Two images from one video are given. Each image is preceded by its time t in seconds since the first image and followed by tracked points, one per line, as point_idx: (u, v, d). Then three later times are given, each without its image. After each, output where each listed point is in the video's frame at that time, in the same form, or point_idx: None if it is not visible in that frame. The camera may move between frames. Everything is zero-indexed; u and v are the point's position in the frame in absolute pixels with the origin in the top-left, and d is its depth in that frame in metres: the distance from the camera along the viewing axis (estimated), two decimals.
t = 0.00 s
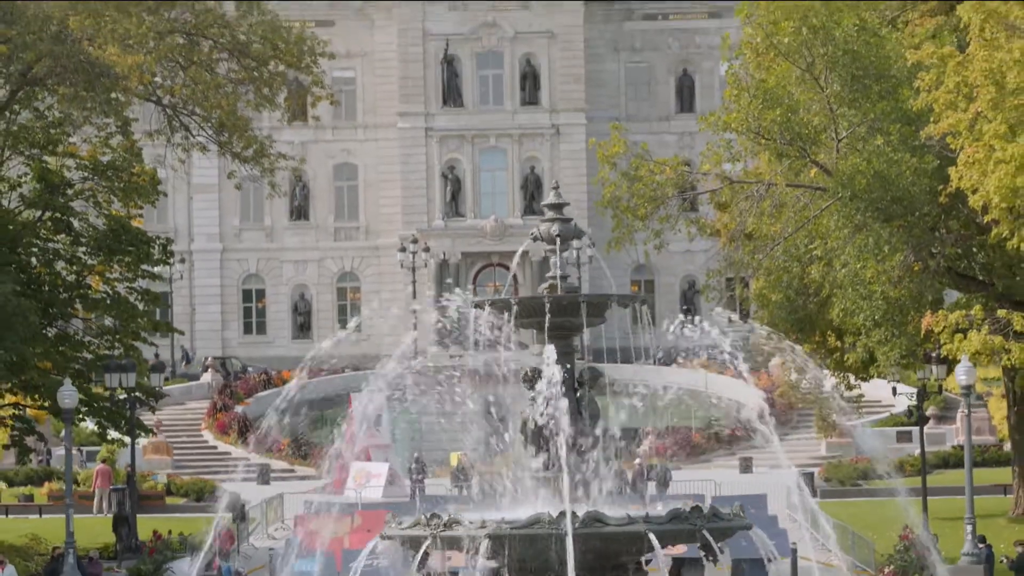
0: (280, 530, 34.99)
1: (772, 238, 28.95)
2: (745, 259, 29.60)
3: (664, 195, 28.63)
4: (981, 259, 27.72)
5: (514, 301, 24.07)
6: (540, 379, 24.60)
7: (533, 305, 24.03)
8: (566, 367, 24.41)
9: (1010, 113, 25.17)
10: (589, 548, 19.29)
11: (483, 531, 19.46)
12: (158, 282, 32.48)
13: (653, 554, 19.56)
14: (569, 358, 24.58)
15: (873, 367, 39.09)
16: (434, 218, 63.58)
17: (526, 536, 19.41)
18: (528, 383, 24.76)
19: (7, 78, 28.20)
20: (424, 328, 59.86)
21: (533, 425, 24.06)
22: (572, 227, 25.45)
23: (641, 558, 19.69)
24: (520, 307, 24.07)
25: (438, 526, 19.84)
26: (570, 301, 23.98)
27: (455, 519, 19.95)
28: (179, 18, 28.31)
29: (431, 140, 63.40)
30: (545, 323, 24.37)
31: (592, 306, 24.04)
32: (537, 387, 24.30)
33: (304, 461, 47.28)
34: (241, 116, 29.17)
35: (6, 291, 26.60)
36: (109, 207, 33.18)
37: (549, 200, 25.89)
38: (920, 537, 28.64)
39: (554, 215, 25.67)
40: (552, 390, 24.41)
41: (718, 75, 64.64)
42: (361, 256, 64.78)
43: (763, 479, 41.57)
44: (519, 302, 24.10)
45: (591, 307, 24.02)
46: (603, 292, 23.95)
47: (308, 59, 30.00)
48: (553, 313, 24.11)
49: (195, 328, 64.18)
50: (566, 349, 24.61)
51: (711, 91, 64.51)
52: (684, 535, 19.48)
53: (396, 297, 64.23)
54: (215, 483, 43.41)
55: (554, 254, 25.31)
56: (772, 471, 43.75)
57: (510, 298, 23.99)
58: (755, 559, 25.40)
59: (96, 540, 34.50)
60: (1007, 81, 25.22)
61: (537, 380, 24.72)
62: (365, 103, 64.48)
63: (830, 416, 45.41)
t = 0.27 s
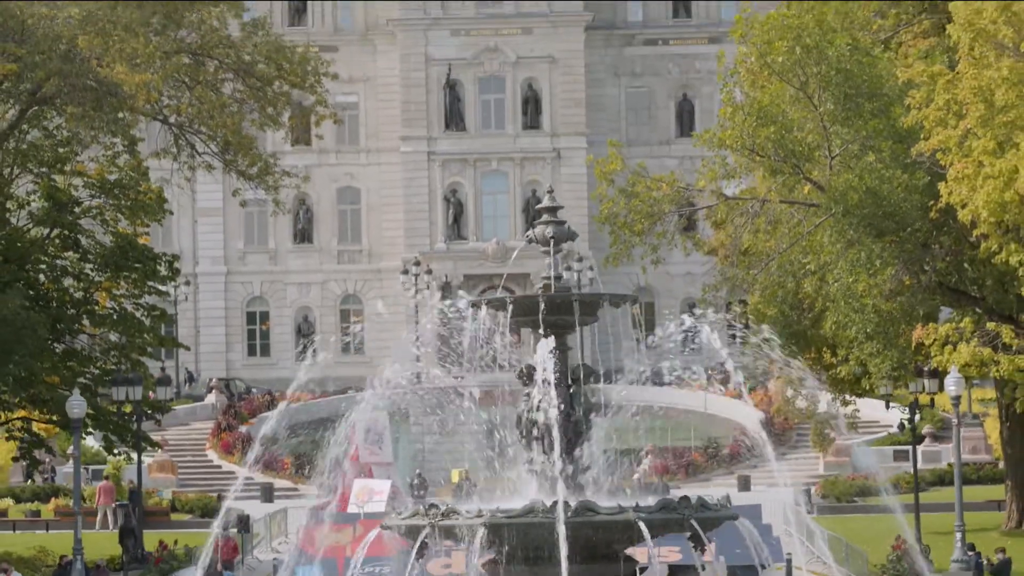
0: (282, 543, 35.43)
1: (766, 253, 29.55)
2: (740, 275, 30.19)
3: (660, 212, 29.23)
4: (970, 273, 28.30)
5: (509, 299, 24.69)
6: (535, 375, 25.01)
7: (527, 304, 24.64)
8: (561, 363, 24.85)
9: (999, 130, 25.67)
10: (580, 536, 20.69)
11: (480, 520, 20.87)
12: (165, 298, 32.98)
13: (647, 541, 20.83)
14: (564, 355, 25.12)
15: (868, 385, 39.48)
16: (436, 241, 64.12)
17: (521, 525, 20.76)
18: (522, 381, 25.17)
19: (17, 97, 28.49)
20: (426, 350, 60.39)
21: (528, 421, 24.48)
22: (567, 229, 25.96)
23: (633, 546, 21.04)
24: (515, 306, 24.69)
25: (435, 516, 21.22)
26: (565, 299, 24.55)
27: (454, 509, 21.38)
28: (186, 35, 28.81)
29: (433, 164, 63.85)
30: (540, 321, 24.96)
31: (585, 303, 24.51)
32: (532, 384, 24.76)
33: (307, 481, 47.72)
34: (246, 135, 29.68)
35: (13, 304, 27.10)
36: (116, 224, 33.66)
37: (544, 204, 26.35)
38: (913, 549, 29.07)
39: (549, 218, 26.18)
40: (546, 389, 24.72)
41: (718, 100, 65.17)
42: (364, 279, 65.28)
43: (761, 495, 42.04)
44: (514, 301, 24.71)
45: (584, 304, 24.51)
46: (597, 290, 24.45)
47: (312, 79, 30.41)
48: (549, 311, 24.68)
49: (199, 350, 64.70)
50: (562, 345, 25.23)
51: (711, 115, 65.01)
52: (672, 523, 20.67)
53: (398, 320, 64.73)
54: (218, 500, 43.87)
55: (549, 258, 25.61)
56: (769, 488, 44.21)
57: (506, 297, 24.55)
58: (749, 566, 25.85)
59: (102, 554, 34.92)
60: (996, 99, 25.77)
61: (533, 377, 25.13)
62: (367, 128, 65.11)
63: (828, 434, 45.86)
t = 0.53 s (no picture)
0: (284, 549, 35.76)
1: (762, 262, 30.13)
2: (736, 285, 30.77)
3: (658, 223, 29.81)
4: (962, 283, 28.85)
5: (506, 295, 25.56)
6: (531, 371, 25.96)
7: (526, 301, 25.54)
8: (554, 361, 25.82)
9: (990, 142, 26.16)
10: (574, 527, 21.00)
11: (477, 511, 21.18)
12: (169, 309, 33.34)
13: (639, 531, 21.13)
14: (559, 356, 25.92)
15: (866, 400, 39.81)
16: (438, 257, 64.59)
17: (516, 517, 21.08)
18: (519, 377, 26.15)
19: (24, 110, 28.59)
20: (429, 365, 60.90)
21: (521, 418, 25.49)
22: (562, 230, 26.70)
23: (624, 536, 21.38)
24: (512, 302, 25.57)
25: (434, 508, 21.43)
26: (560, 299, 25.50)
27: (452, 501, 21.56)
28: (190, 51, 29.30)
29: (435, 181, 64.48)
30: (535, 319, 25.82)
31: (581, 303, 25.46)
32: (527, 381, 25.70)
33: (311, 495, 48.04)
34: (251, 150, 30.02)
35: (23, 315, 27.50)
36: (123, 234, 34.05)
37: (540, 206, 27.06)
38: (906, 555, 29.48)
39: (545, 219, 26.90)
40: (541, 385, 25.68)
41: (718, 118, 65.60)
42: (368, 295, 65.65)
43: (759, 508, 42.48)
44: (512, 298, 25.56)
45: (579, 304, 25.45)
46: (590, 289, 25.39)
47: (314, 93, 30.76)
48: (544, 309, 25.57)
49: (203, 366, 65.17)
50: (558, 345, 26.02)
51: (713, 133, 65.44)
52: (664, 516, 20.95)
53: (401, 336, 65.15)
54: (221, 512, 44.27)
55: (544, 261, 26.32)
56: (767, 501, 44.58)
57: (501, 295, 25.50)
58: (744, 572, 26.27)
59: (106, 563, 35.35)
60: (987, 111, 26.15)
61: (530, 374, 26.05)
62: (371, 145, 65.50)
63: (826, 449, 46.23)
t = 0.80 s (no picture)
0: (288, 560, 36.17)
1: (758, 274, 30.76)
2: (732, 298, 31.35)
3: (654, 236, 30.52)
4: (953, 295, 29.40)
5: (500, 295, 26.08)
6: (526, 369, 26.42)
7: (520, 301, 26.09)
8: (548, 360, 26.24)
9: (981, 155, 26.50)
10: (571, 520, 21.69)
11: (473, 504, 21.83)
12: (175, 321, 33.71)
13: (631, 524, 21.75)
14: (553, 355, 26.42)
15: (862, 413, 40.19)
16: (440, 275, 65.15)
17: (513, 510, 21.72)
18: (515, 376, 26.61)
19: (32, 125, 28.78)
20: (430, 381, 61.46)
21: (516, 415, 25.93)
22: (558, 233, 27.16)
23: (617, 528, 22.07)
24: (506, 303, 26.10)
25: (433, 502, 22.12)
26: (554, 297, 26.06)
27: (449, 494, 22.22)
28: (196, 68, 29.61)
29: (438, 199, 65.05)
30: (530, 319, 26.36)
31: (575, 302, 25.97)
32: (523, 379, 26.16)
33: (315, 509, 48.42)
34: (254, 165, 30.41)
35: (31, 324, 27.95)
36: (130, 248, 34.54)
37: (535, 208, 27.57)
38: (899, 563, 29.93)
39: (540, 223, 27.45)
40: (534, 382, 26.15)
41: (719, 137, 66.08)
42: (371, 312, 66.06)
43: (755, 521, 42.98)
44: (507, 298, 26.10)
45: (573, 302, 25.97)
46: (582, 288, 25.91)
47: (317, 108, 31.18)
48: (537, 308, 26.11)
49: (207, 383, 65.88)
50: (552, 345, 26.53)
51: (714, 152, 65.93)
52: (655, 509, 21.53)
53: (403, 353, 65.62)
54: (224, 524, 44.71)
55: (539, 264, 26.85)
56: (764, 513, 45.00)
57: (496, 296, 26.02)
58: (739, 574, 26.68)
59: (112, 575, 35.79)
60: (978, 125, 26.69)
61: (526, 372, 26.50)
62: (374, 163, 66.16)
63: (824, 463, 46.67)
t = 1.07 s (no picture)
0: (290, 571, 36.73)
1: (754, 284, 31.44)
2: (728, 309, 31.97)
3: (651, 247, 31.27)
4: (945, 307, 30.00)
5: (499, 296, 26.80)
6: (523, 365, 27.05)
7: (517, 300, 26.71)
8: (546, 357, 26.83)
9: (971, 168, 27.06)
10: (564, 513, 22.32)
11: (472, 495, 22.58)
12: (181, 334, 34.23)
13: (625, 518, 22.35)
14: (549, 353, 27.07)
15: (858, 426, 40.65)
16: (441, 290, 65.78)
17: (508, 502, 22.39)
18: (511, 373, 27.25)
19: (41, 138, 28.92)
20: (432, 397, 61.81)
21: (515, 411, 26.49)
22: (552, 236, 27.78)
23: (612, 522, 22.62)
24: (504, 301, 26.77)
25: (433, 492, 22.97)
26: (549, 297, 26.66)
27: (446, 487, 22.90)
28: (201, 83, 30.05)
29: (440, 217, 65.69)
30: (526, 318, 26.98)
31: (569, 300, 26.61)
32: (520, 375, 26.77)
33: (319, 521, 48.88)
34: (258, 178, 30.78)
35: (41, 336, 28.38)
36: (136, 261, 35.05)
37: (532, 213, 28.23)
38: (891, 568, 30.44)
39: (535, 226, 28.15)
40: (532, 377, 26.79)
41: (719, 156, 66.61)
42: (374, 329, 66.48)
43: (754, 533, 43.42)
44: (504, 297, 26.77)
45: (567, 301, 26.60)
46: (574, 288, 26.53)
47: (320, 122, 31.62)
48: (534, 308, 26.72)
49: (211, 400, 66.13)
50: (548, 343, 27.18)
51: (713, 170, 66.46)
52: (647, 501, 22.11)
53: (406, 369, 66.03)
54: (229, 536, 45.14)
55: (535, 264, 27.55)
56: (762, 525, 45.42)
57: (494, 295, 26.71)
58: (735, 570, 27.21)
59: None
60: (967, 139, 27.22)
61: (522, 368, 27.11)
62: (377, 181, 66.71)
63: (821, 477, 47.14)
